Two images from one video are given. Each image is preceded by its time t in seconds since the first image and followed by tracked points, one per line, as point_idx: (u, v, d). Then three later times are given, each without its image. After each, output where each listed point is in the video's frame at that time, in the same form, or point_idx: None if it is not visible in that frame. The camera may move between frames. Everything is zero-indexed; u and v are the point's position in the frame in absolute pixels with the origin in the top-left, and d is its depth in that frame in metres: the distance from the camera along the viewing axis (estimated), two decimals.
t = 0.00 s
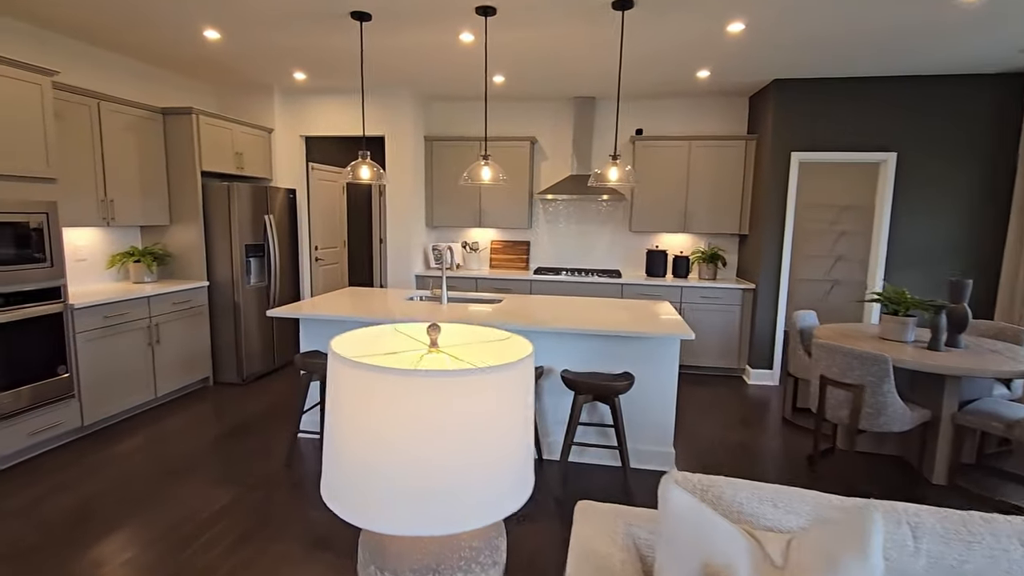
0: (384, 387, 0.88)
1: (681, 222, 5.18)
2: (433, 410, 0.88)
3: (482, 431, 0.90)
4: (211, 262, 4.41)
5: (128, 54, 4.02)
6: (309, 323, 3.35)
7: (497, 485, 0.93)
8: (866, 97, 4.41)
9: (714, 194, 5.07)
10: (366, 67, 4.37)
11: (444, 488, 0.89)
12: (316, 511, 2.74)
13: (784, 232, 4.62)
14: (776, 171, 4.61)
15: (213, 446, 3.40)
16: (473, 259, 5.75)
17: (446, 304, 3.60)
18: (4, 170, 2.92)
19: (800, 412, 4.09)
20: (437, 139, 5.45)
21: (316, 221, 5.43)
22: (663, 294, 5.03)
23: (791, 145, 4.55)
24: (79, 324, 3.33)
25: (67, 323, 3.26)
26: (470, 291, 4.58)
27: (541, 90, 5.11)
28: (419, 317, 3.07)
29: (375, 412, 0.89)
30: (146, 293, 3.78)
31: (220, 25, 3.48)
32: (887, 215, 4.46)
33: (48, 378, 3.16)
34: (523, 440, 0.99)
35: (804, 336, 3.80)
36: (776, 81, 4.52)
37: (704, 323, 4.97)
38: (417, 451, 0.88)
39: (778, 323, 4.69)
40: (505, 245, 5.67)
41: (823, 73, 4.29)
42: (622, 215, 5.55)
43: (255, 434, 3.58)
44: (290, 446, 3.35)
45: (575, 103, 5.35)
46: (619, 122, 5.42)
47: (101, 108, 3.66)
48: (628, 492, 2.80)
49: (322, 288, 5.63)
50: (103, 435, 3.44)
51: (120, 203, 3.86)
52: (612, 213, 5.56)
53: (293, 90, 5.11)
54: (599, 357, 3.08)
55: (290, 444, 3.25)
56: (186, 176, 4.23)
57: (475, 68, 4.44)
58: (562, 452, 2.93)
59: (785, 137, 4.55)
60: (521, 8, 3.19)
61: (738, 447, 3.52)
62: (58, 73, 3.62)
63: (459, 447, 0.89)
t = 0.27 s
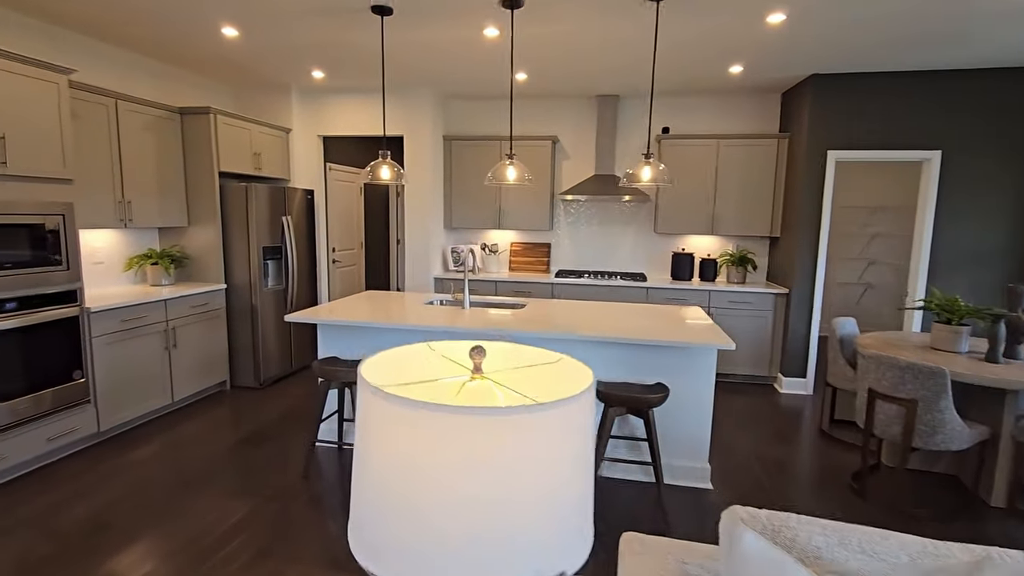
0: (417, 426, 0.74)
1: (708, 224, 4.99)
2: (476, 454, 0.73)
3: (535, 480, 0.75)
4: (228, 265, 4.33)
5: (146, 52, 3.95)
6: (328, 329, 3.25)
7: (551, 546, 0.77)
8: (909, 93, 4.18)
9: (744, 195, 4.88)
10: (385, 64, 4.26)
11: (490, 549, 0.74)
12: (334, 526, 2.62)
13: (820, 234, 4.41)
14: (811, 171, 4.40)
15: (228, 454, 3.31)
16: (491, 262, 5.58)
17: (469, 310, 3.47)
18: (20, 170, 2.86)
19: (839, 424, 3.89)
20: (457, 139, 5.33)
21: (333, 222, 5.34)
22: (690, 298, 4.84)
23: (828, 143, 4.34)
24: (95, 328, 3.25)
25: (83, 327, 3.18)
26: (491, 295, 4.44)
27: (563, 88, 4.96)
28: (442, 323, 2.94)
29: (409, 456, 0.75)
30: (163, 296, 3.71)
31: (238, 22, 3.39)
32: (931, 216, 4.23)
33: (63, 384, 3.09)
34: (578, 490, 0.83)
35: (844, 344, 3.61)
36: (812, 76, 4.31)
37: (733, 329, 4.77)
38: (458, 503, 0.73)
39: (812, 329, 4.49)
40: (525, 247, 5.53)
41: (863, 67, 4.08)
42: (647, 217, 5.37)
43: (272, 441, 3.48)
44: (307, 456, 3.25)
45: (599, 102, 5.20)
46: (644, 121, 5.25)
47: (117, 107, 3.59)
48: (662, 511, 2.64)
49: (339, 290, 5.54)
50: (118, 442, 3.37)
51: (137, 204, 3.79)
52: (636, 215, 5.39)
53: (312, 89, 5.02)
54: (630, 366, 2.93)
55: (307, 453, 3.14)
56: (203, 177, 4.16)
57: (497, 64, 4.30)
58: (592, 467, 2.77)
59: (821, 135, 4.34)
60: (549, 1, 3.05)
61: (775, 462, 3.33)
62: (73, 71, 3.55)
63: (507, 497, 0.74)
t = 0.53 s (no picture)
0: (469, 467, 0.60)
1: (735, 225, 4.81)
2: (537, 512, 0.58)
3: (604, 550, 0.60)
4: (243, 267, 4.26)
5: (162, 50, 3.89)
6: (345, 334, 3.14)
7: None
8: (951, 88, 3.97)
9: (773, 195, 4.70)
10: (402, 61, 4.15)
11: None
12: (350, 541, 2.51)
13: (854, 236, 4.21)
14: (845, 170, 4.21)
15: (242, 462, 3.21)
16: (509, 264, 5.46)
17: (490, 315, 3.34)
18: (31, 171, 2.80)
19: (875, 436, 3.70)
20: (475, 138, 5.21)
21: (349, 223, 5.25)
22: (716, 302, 4.67)
23: (863, 141, 4.14)
24: (108, 331, 3.18)
25: (96, 331, 3.11)
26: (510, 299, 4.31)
27: (585, 85, 4.82)
28: (462, 329, 2.82)
29: (454, 503, 0.61)
30: (176, 299, 3.63)
31: (254, 18, 3.30)
32: (974, 218, 4.01)
33: (75, 389, 3.02)
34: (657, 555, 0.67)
35: (884, 351, 3.43)
36: (847, 71, 4.13)
37: (762, 335, 4.59)
38: (509, 571, 0.59)
39: (846, 336, 4.29)
40: (544, 249, 5.39)
41: (902, 61, 3.89)
42: (670, 218, 5.21)
43: (286, 449, 3.38)
44: (323, 465, 3.14)
45: (621, 99, 5.05)
46: (668, 119, 5.09)
47: (132, 106, 3.53)
48: (696, 530, 2.49)
49: (355, 292, 5.45)
50: (131, 448, 3.30)
51: (152, 205, 3.72)
52: (659, 215, 5.22)
53: (328, 88, 4.94)
54: (661, 376, 2.78)
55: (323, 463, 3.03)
56: (218, 177, 4.08)
57: (517, 60, 4.17)
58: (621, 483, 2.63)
59: (856, 133, 4.15)
60: None
61: (812, 476, 3.16)
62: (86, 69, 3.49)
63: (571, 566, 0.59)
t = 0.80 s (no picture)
0: (517, 533, 0.45)
1: (760, 226, 4.63)
2: None
3: None
4: (254, 268, 4.16)
5: (172, 46, 3.80)
6: (357, 339, 3.02)
7: None
8: (993, 82, 3.77)
9: (800, 195, 4.51)
10: (417, 56, 4.02)
11: None
12: (363, 558, 2.38)
13: (889, 237, 4.02)
14: (879, 168, 4.02)
15: (251, 470, 3.11)
16: (524, 265, 5.29)
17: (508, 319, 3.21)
18: (35, 169, 2.71)
19: (912, 448, 3.51)
20: (490, 136, 5.08)
21: (361, 223, 5.15)
22: (741, 306, 4.49)
23: (898, 137, 3.95)
24: (115, 334, 3.09)
25: (102, 334, 3.02)
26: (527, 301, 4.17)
27: (604, 81, 4.66)
28: (480, 334, 2.68)
29: None
30: (185, 300, 3.54)
31: (265, 11, 3.18)
32: (1017, 218, 3.80)
33: (81, 394, 2.93)
34: None
35: (925, 359, 3.24)
36: (880, 65, 3.94)
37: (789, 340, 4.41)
38: None
39: (878, 342, 4.10)
40: (560, 250, 5.25)
41: (941, 53, 3.69)
42: (691, 218, 5.04)
43: (296, 457, 3.27)
44: (335, 475, 3.03)
45: (641, 95, 4.89)
46: (689, 116, 4.93)
47: (141, 103, 3.44)
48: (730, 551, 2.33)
49: (366, 293, 5.35)
50: (137, 455, 3.20)
51: (161, 205, 3.63)
52: (679, 215, 5.05)
53: (341, 85, 4.84)
54: (691, 385, 2.62)
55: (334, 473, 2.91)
56: (229, 176, 3.99)
57: (534, 55, 4.03)
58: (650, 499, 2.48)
59: (891, 129, 3.95)
60: None
61: (848, 491, 2.99)
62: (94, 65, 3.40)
63: None
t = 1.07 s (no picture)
0: None
1: (783, 227, 4.46)
2: None
3: None
4: (260, 270, 4.04)
5: (177, 42, 3.70)
6: (367, 345, 2.88)
7: None
8: None
9: (825, 195, 4.34)
10: (428, 52, 3.89)
11: None
12: None
13: (921, 239, 3.84)
14: (910, 167, 3.84)
15: (257, 482, 2.98)
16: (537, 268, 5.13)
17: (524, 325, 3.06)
18: (32, 168, 2.59)
19: (949, 461, 3.33)
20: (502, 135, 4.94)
21: (369, 224, 5.03)
22: (763, 310, 4.33)
23: (931, 135, 3.77)
24: (116, 340, 2.98)
25: (103, 340, 2.91)
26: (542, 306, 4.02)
27: (620, 77, 4.51)
28: (496, 342, 2.54)
29: None
30: (190, 304, 3.43)
31: (272, 4, 3.06)
32: None
33: (81, 402, 2.82)
34: None
35: (964, 367, 3.07)
36: (911, 59, 3.76)
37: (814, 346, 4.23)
38: None
39: (910, 349, 3.92)
40: (574, 252, 5.11)
41: (978, 46, 3.51)
42: (710, 219, 4.87)
43: (303, 467, 3.14)
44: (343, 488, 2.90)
45: (658, 92, 4.73)
46: (708, 114, 4.77)
47: (144, 101, 3.33)
48: None
49: (375, 296, 5.23)
50: (140, 465, 3.09)
51: (165, 205, 3.53)
52: (698, 216, 4.89)
53: (349, 83, 4.72)
54: (720, 397, 2.47)
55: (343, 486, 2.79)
56: (235, 176, 3.88)
57: (549, 50, 3.88)
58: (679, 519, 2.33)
59: (923, 125, 3.78)
60: None
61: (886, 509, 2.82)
62: (96, 60, 3.29)
63: None
